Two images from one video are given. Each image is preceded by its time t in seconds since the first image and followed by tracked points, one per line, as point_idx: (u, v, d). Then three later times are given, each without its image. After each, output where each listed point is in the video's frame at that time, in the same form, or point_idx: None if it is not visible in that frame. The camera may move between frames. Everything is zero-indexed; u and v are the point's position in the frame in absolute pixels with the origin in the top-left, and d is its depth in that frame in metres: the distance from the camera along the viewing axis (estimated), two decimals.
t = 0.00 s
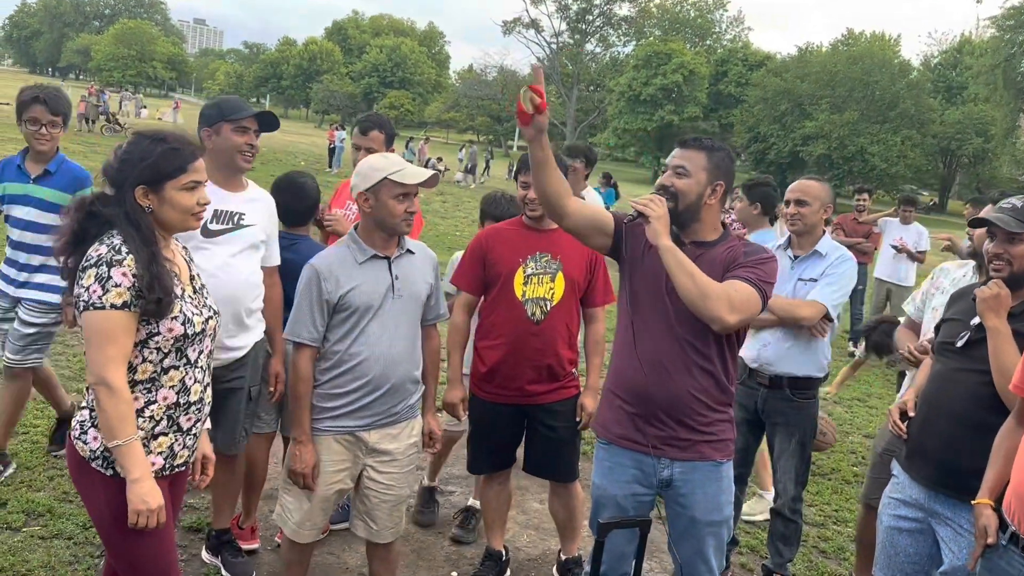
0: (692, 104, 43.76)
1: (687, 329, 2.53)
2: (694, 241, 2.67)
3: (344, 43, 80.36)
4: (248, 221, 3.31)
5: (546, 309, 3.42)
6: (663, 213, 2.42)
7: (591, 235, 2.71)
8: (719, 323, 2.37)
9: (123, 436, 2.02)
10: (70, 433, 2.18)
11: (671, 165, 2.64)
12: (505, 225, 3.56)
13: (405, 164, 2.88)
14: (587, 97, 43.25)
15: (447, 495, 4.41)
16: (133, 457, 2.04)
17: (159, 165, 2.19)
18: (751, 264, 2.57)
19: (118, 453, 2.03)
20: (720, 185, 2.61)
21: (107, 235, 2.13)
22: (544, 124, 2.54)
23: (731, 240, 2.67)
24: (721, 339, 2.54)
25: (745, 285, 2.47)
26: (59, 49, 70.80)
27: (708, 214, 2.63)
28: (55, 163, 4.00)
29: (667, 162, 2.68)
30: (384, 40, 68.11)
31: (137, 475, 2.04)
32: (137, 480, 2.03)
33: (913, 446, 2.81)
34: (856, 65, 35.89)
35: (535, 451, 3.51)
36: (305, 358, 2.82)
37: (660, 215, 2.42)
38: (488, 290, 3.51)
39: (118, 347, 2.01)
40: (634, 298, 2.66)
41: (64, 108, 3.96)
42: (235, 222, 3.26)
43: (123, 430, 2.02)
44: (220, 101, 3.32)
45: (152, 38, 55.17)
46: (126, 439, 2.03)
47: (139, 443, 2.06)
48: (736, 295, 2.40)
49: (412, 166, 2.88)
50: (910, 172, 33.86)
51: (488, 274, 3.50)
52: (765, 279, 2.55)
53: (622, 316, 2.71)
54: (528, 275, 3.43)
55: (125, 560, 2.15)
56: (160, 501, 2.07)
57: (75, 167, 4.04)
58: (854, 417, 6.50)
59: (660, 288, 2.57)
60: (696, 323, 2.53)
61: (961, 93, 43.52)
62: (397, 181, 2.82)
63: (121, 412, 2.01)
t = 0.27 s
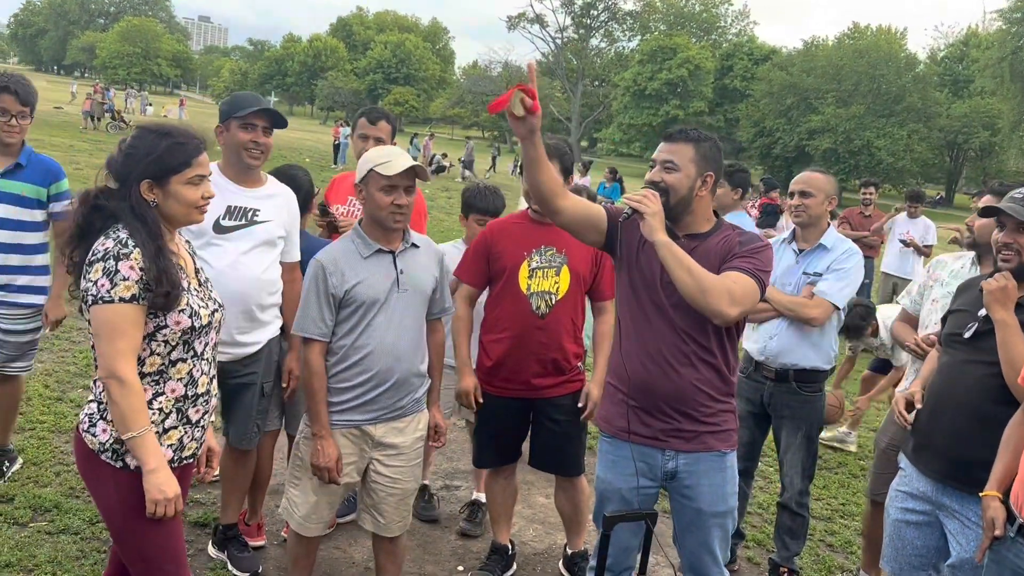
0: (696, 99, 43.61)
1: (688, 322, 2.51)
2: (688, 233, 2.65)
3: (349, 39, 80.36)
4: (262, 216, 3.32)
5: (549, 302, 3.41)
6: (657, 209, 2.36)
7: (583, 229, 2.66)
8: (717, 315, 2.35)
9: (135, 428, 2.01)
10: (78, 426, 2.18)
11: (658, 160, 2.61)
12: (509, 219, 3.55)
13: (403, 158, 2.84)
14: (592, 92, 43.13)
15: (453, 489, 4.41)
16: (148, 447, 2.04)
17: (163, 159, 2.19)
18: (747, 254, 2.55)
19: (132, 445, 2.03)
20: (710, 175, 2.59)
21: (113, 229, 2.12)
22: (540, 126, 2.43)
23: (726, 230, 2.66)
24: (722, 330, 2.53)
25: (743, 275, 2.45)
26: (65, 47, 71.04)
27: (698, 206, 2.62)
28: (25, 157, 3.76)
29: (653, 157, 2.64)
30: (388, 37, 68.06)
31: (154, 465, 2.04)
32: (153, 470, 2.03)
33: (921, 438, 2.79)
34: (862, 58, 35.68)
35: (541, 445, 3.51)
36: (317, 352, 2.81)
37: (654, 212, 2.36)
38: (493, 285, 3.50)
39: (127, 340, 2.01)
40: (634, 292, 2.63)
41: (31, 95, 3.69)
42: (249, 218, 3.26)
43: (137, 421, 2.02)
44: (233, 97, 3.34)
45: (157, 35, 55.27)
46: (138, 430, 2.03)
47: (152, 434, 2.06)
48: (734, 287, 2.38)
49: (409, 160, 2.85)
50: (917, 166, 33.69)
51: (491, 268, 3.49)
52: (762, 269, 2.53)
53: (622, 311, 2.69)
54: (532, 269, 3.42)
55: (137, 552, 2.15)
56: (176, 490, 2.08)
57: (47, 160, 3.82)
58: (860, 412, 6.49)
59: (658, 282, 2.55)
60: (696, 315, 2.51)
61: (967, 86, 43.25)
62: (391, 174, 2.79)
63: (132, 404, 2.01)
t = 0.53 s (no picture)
0: (701, 93, 43.46)
1: (689, 314, 2.50)
2: (688, 226, 2.64)
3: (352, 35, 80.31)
4: (268, 211, 3.31)
5: (554, 294, 3.40)
6: (661, 205, 2.33)
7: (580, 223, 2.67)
8: (719, 306, 2.34)
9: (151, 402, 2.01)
10: (86, 417, 2.19)
11: (657, 153, 2.59)
12: (515, 211, 3.55)
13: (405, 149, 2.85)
14: (596, 87, 43.00)
15: (459, 483, 4.41)
16: (174, 414, 2.05)
17: (163, 152, 2.20)
18: (748, 245, 2.54)
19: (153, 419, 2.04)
20: (709, 166, 2.58)
21: (122, 220, 2.13)
22: (539, 122, 2.47)
23: (728, 222, 2.65)
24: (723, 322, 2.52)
25: (746, 267, 2.44)
26: (70, 44, 71.20)
27: (698, 197, 2.61)
28: None
29: (652, 151, 2.63)
30: (391, 32, 67.98)
31: (183, 430, 2.06)
32: (186, 430, 2.06)
33: (927, 428, 2.78)
34: (867, 51, 35.49)
35: (546, 438, 3.51)
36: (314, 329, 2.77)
37: (658, 208, 2.33)
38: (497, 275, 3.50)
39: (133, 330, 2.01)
40: (636, 284, 2.62)
41: None
42: (254, 212, 3.26)
43: (153, 399, 2.03)
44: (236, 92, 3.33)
45: (161, 32, 55.35)
46: (156, 405, 2.03)
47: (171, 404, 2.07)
48: (736, 278, 2.37)
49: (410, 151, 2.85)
50: (923, 159, 33.52)
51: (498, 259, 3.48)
52: (765, 261, 2.52)
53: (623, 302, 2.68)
54: (536, 259, 3.42)
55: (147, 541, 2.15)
56: (214, 441, 2.10)
57: (10, 158, 3.72)
58: (867, 405, 6.47)
59: (660, 274, 2.54)
60: (697, 307, 2.50)
61: (974, 79, 42.96)
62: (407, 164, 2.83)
63: (143, 388, 2.01)
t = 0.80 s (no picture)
0: (705, 88, 43.30)
1: (696, 310, 2.50)
2: (693, 222, 2.63)
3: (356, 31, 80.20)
4: (264, 206, 3.30)
5: (559, 289, 3.39)
6: (668, 200, 2.33)
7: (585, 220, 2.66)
8: (727, 302, 2.34)
9: (184, 374, 2.07)
10: (94, 412, 2.20)
11: (660, 150, 2.58)
12: (520, 206, 3.55)
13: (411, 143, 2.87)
14: (600, 81, 42.85)
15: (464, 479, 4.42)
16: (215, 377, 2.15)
17: (157, 148, 2.21)
18: (754, 241, 2.54)
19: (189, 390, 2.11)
20: (714, 161, 2.58)
21: (131, 216, 2.15)
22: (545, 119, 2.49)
23: (733, 218, 2.64)
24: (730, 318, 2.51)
25: (753, 263, 2.44)
26: (74, 41, 71.25)
27: (703, 192, 2.60)
28: None
29: (654, 148, 2.61)
30: (394, 28, 67.87)
31: (224, 382, 2.17)
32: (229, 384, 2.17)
33: (933, 423, 2.77)
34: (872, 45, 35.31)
35: (551, 433, 3.50)
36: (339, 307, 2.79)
37: (665, 203, 2.33)
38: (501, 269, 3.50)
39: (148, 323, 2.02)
40: (642, 280, 2.62)
41: None
42: (250, 208, 3.25)
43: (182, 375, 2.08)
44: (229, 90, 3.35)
45: (165, 28, 55.35)
46: (189, 375, 2.10)
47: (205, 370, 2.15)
48: (743, 274, 2.36)
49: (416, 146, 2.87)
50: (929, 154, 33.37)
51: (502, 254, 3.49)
52: (772, 257, 2.52)
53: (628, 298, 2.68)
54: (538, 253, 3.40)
55: (153, 534, 2.16)
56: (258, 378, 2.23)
57: None
58: (872, 400, 6.45)
59: (666, 270, 2.54)
60: (703, 303, 2.50)
61: (979, 73, 42.70)
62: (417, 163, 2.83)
63: (172, 369, 2.05)
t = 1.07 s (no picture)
0: (708, 83, 43.20)
1: (702, 306, 2.51)
2: (699, 219, 2.63)
3: (358, 27, 80.19)
4: (253, 201, 3.32)
5: (562, 287, 3.39)
6: (681, 202, 2.31)
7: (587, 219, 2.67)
8: (738, 299, 2.34)
9: (198, 366, 2.10)
10: (102, 408, 2.21)
11: (670, 146, 2.57)
12: (523, 202, 3.54)
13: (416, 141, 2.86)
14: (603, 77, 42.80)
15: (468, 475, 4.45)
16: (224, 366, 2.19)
17: (160, 144, 2.21)
18: (760, 239, 2.55)
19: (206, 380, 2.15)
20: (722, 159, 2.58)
21: (138, 213, 2.16)
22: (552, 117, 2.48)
23: (738, 216, 2.64)
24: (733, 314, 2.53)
25: (762, 261, 2.45)
26: (77, 38, 71.33)
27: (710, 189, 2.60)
28: None
29: (663, 145, 2.60)
30: (397, 24, 67.79)
31: (233, 370, 2.21)
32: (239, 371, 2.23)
33: (938, 421, 2.77)
34: (876, 40, 35.19)
35: (555, 430, 3.51)
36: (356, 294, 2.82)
37: (678, 203, 2.30)
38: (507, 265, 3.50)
39: (159, 318, 2.03)
40: (647, 277, 2.62)
41: None
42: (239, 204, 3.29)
43: (195, 367, 2.11)
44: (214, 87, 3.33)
45: (168, 24, 55.38)
46: (202, 367, 2.13)
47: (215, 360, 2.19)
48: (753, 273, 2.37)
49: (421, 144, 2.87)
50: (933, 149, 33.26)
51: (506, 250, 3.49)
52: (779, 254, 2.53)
53: (632, 295, 2.67)
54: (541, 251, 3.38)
55: (163, 530, 2.17)
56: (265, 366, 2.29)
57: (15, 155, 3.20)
58: (874, 396, 6.46)
59: (672, 266, 2.54)
60: (709, 299, 2.51)
61: (983, 68, 42.50)
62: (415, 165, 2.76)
63: (182, 364, 2.08)
